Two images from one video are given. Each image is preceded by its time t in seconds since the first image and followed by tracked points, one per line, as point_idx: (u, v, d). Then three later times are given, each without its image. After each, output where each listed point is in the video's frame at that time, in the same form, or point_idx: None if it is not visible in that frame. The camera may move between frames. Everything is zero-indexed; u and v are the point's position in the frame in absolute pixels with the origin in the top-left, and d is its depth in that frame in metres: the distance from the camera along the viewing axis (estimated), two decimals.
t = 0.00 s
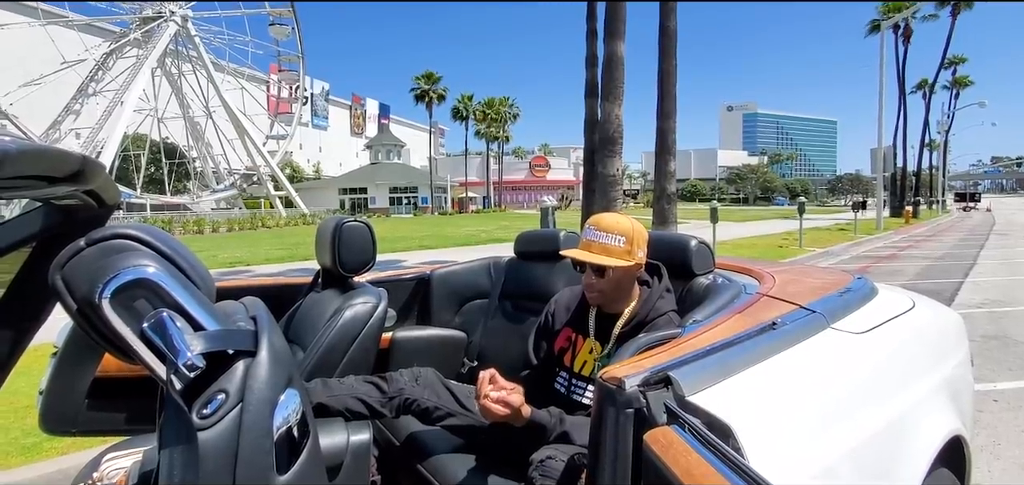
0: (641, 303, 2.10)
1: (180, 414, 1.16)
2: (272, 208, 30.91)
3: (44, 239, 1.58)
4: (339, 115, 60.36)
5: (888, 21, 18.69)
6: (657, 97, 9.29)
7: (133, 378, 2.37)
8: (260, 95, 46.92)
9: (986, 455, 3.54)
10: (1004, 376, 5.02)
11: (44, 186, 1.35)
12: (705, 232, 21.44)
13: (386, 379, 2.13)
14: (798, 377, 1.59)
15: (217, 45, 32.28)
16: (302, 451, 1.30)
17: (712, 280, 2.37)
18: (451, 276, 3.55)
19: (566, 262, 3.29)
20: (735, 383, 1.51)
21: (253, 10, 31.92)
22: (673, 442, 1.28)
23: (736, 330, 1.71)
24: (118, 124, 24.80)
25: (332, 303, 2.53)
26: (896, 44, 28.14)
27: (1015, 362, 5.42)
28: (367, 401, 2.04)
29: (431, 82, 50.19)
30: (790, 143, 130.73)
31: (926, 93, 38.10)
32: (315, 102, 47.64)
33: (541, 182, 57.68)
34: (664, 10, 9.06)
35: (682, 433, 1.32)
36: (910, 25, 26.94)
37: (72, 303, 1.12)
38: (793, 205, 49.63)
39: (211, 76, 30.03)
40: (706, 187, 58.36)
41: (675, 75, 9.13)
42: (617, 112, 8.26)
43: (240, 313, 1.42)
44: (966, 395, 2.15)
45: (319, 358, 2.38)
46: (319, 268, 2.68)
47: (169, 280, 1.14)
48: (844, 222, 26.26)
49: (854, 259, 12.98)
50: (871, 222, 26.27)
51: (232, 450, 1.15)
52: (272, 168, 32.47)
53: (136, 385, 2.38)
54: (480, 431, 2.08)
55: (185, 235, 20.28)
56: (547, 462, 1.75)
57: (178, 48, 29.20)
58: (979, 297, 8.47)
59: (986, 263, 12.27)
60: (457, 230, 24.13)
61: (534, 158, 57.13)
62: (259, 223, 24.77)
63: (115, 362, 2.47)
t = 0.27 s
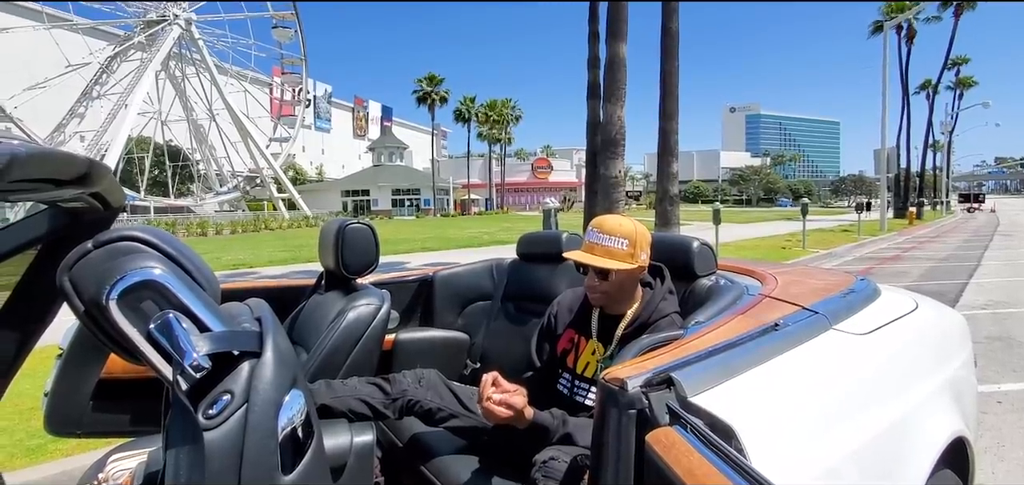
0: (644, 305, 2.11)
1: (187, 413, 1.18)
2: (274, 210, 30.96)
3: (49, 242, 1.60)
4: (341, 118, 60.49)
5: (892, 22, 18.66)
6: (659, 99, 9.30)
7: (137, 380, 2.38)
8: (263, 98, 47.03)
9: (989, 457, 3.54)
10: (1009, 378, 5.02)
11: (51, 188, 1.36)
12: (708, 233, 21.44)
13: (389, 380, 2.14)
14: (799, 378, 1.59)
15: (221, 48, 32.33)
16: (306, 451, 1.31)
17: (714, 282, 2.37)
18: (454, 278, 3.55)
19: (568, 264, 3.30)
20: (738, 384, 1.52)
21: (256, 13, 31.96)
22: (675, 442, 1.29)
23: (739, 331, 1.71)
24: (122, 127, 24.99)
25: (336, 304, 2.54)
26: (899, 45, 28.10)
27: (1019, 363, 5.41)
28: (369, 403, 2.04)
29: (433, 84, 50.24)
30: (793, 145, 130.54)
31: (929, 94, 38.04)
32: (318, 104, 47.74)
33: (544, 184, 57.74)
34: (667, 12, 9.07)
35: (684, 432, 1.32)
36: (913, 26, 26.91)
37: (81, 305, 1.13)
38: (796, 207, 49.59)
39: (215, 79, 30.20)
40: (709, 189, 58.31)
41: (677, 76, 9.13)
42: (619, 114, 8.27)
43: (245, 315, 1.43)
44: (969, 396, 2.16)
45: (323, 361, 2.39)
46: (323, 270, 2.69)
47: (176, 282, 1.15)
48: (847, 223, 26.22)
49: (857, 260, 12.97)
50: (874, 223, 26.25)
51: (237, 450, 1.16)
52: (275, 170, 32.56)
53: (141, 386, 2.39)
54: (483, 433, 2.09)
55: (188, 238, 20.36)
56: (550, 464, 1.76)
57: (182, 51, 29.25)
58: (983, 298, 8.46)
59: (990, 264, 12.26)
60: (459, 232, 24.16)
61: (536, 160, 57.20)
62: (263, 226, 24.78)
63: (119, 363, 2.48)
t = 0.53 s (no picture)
0: (648, 308, 2.12)
1: (195, 416, 1.19)
2: (279, 214, 31.05)
3: (56, 248, 1.65)
4: (346, 121, 60.66)
5: (896, 23, 18.64)
6: (663, 102, 9.31)
7: (145, 383, 2.40)
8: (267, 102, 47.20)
9: (996, 460, 3.53)
10: (1016, 381, 5.00)
11: (62, 194, 1.39)
12: (712, 236, 21.42)
13: (394, 383, 2.15)
14: (803, 381, 1.60)
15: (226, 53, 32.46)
16: (312, 455, 1.32)
17: (718, 285, 2.38)
18: (459, 281, 3.56)
19: (572, 267, 3.30)
20: (742, 387, 1.52)
21: (261, 18, 32.07)
22: (680, 444, 1.29)
23: (744, 334, 1.72)
24: (128, 131, 25.15)
25: (341, 308, 2.56)
26: (904, 47, 28.04)
27: None
28: (375, 406, 2.06)
29: (437, 87, 50.36)
30: (798, 147, 130.33)
31: (934, 95, 37.97)
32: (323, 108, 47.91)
33: (548, 187, 57.78)
34: (670, 14, 9.08)
35: (688, 435, 1.33)
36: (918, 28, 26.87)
37: (91, 309, 1.15)
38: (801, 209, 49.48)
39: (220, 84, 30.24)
40: (713, 191, 58.26)
41: (680, 79, 9.14)
42: (623, 117, 8.28)
43: (252, 318, 1.44)
44: (974, 399, 2.15)
45: (328, 363, 2.40)
46: (327, 273, 2.70)
47: (184, 286, 1.16)
48: (853, 225, 26.15)
49: (862, 262, 12.95)
50: (880, 225, 26.19)
51: (245, 451, 1.17)
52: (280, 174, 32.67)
53: (149, 388, 2.42)
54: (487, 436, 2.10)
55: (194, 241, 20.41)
56: (553, 466, 1.77)
57: (187, 56, 29.39)
58: (990, 300, 8.43)
59: (997, 266, 12.20)
60: (463, 235, 24.18)
61: (540, 163, 57.26)
62: (268, 229, 24.85)
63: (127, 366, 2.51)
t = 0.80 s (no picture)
0: (658, 312, 2.13)
1: (212, 416, 1.22)
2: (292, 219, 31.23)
3: (76, 254, 1.80)
4: (357, 126, 60.94)
5: (910, 25, 18.50)
6: (673, 105, 9.31)
7: (162, 385, 2.45)
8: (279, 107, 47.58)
9: (1013, 467, 3.50)
10: None
11: (85, 199, 1.46)
12: (724, 240, 21.34)
13: (404, 386, 2.18)
14: (813, 385, 1.60)
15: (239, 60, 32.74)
16: (326, 455, 1.34)
17: (728, 289, 2.39)
18: (469, 285, 3.59)
19: (582, 271, 3.32)
20: (753, 392, 1.53)
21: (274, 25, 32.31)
22: (688, 446, 1.31)
23: (755, 338, 1.73)
24: (144, 138, 25.44)
25: (353, 311, 2.59)
26: (918, 48, 27.80)
27: None
28: (386, 409, 2.08)
29: (447, 92, 50.51)
30: (810, 150, 129.49)
31: (949, 96, 37.63)
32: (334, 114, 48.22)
33: (558, 191, 57.77)
34: (680, 17, 9.08)
35: (698, 439, 1.34)
36: (932, 29, 26.66)
37: (112, 311, 1.18)
38: (814, 212, 49.15)
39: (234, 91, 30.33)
40: (724, 195, 58.03)
41: (690, 82, 9.15)
42: (632, 120, 8.29)
43: (267, 320, 1.46)
44: (989, 404, 2.15)
45: (340, 367, 2.43)
46: (339, 278, 2.73)
47: (202, 289, 1.19)
48: (867, 229, 25.94)
49: (878, 265, 12.84)
50: (895, 228, 25.97)
51: (260, 451, 1.20)
52: (292, 179, 32.91)
53: (165, 391, 2.47)
54: (498, 440, 2.11)
55: (207, 246, 20.57)
56: (564, 470, 1.78)
57: (202, 63, 29.70)
58: (1007, 305, 8.35)
59: (1014, 270, 12.06)
60: (474, 239, 24.22)
61: (550, 167, 57.26)
62: (280, 234, 24.98)
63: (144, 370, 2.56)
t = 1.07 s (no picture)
0: (676, 317, 2.14)
1: (239, 415, 1.25)
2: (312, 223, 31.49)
3: (106, 258, 1.98)
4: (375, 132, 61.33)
5: (935, 27, 18.23)
6: (692, 110, 9.29)
7: (188, 385, 2.56)
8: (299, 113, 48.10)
9: None
10: None
11: (118, 203, 1.58)
12: (744, 245, 21.15)
13: (423, 388, 2.21)
14: (836, 392, 1.60)
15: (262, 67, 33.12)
16: (347, 454, 1.37)
17: (749, 294, 2.39)
18: (486, 289, 3.61)
19: (600, 276, 3.33)
20: (774, 398, 1.54)
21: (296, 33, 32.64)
22: (707, 451, 1.33)
23: (777, 344, 1.73)
24: (170, 145, 25.87)
25: (372, 314, 2.63)
26: (945, 50, 27.36)
27: None
28: (405, 411, 2.10)
29: (465, 97, 50.67)
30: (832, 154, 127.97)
31: (977, 99, 36.96)
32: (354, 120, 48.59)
33: (576, 196, 57.62)
34: (699, 21, 9.06)
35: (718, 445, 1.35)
36: (959, 31, 26.24)
37: (144, 310, 1.23)
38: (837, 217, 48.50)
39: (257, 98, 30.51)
40: (745, 200, 57.51)
41: (709, 86, 9.13)
42: (651, 125, 8.29)
43: (291, 322, 1.50)
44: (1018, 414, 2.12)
45: (360, 369, 2.47)
46: (359, 281, 2.78)
47: (230, 290, 1.23)
48: (893, 235, 25.54)
49: (904, 271, 12.62)
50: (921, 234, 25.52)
51: (284, 451, 1.23)
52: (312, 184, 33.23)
53: (191, 390, 2.58)
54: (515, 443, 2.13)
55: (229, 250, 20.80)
56: (582, 474, 1.80)
57: (227, 71, 30.09)
58: None
59: None
60: (491, 244, 24.25)
61: (568, 172, 57.16)
62: (300, 238, 25.16)
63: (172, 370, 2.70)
